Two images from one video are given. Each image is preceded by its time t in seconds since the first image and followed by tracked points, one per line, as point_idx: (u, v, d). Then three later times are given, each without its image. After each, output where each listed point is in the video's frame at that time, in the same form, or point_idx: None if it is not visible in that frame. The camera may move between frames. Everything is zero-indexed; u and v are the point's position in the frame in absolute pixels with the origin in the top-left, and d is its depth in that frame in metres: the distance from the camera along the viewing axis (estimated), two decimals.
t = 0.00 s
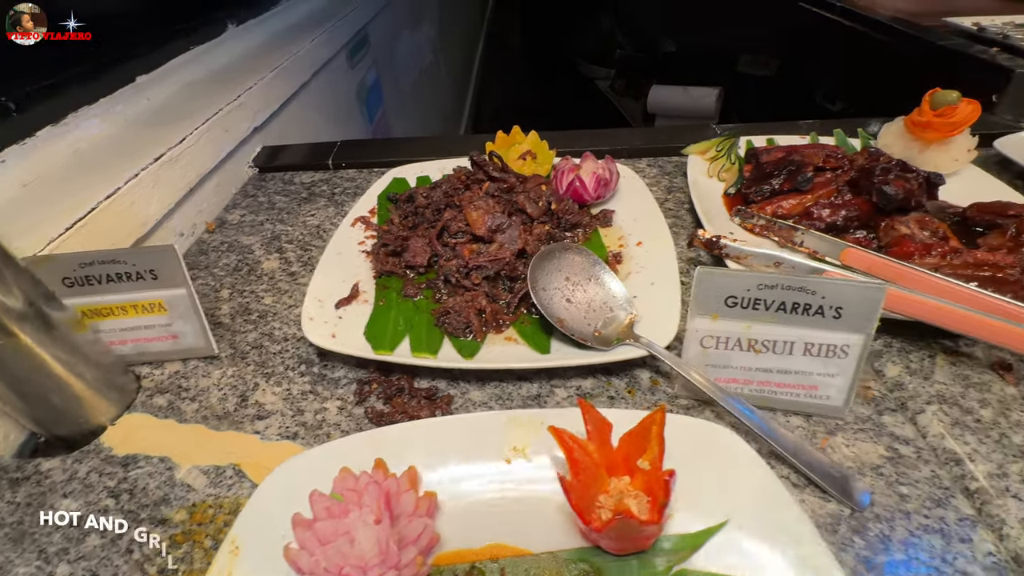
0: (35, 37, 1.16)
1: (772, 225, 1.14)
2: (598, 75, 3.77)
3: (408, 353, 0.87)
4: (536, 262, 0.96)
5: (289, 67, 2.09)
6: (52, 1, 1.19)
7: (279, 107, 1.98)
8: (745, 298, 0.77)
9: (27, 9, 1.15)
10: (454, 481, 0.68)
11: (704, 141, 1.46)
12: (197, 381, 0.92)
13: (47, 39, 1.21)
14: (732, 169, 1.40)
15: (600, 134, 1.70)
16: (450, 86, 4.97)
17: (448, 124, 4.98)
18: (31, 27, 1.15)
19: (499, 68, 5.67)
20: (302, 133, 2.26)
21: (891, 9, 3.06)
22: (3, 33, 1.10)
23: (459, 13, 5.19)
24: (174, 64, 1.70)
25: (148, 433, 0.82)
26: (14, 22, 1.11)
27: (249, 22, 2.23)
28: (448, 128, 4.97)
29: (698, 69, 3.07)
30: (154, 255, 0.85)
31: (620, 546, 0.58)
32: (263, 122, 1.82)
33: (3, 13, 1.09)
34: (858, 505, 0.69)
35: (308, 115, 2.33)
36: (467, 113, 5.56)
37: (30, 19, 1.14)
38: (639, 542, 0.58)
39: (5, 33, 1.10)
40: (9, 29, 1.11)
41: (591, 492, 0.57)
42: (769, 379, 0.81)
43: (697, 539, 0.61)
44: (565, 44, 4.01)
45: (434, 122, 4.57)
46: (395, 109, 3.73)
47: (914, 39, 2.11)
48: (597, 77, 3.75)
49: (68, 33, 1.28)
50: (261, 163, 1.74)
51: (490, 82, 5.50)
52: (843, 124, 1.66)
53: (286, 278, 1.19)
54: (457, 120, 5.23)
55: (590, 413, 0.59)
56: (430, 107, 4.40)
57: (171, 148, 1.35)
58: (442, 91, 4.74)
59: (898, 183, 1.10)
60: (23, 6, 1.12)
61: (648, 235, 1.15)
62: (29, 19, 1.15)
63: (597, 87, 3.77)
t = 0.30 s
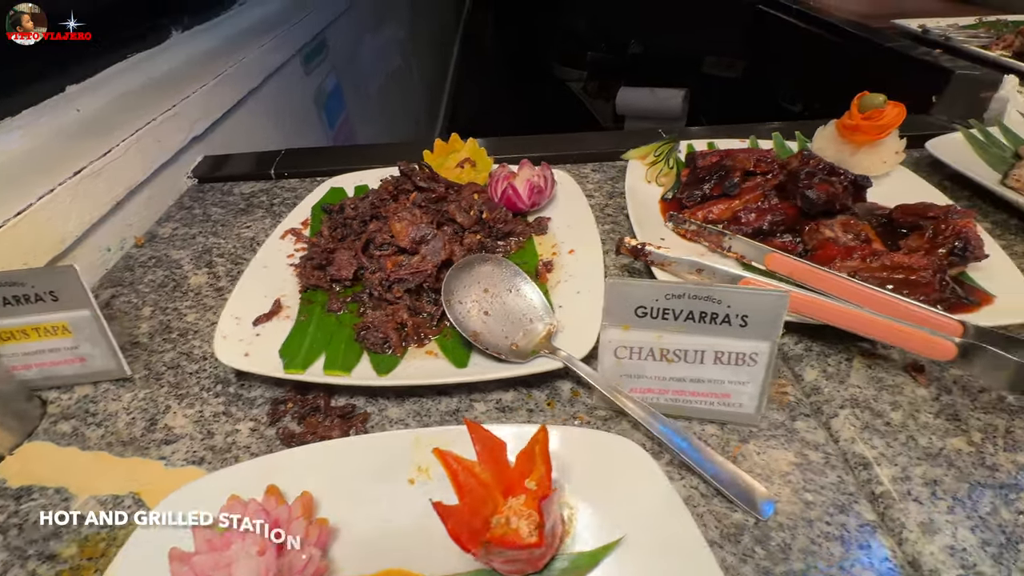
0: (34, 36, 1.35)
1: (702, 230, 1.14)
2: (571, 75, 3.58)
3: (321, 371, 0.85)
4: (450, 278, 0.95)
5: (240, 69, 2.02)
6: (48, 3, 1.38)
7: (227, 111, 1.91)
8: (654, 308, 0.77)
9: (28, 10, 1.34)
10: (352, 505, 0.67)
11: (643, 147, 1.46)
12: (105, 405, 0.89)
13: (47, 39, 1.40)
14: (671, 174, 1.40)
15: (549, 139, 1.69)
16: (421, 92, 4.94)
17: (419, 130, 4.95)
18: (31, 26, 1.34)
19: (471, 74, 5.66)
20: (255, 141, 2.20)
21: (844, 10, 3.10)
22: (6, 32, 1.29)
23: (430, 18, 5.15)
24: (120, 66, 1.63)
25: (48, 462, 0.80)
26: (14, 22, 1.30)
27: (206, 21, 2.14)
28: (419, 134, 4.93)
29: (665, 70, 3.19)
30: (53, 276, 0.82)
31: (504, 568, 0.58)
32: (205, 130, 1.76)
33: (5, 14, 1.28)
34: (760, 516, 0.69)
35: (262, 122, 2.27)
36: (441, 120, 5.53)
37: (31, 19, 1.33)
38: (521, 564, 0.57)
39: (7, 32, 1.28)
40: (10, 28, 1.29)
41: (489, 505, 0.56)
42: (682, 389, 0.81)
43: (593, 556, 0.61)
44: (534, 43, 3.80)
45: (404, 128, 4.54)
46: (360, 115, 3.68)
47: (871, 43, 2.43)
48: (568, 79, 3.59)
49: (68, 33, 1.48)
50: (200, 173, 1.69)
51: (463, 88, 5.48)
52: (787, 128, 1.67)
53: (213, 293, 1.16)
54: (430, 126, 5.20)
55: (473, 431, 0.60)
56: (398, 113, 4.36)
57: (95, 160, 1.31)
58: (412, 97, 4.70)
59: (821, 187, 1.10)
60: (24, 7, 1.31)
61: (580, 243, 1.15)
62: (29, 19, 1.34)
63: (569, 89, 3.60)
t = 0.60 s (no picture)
0: (33, 36, 1.35)
1: (640, 240, 1.13)
2: (548, 78, 3.90)
3: (238, 395, 0.83)
4: (372, 293, 0.93)
5: (193, 75, 1.96)
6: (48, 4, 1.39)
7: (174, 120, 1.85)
8: (570, 323, 0.77)
9: (28, 11, 1.34)
10: (255, 535, 0.65)
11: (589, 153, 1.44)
12: (17, 432, 0.87)
13: (47, 38, 1.41)
14: (618, 182, 1.38)
15: (503, 147, 1.68)
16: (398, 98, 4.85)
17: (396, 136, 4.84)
18: (30, 26, 1.34)
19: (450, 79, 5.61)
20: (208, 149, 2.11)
21: (807, 14, 3.13)
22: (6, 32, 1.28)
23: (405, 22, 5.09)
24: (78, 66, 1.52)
25: None
26: (14, 22, 1.29)
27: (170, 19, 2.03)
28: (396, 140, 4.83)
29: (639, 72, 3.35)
30: None
31: None
32: (149, 142, 1.70)
33: (5, 14, 1.28)
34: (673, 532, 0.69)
35: (217, 130, 2.18)
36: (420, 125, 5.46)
37: (30, 19, 1.33)
38: None
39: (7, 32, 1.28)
40: (11, 28, 1.29)
41: (387, 531, 0.55)
42: (603, 403, 0.81)
43: None
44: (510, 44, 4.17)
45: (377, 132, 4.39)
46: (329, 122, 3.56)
47: (825, 46, 2.45)
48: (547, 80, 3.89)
49: (69, 34, 1.50)
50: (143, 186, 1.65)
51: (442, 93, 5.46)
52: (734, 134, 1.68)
53: (144, 311, 1.13)
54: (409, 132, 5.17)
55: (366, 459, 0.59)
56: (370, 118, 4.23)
57: (25, 174, 1.27)
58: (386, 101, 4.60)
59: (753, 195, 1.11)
60: (23, 7, 1.31)
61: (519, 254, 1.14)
62: (29, 19, 1.34)
63: (547, 91, 3.93)
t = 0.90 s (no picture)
0: (33, 35, 1.54)
1: (584, 248, 1.12)
2: (529, 79, 3.72)
3: (154, 415, 0.81)
4: (297, 306, 0.90)
5: (150, 79, 1.90)
6: (47, 6, 1.58)
7: (126, 126, 1.78)
8: (492, 337, 0.75)
9: (28, 11, 1.53)
10: (157, 562, 0.63)
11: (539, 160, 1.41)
12: None
13: (47, 38, 1.61)
14: (570, 188, 1.34)
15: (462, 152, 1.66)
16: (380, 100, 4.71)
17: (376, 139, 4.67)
18: (30, 26, 1.53)
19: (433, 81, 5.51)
20: (165, 155, 2.01)
21: (780, 15, 3.14)
22: (7, 32, 1.47)
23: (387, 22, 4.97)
24: (20, 74, 1.48)
25: None
26: (14, 22, 1.48)
27: (131, 23, 1.99)
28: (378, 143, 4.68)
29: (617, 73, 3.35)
30: None
31: None
32: (96, 150, 1.65)
33: (6, 14, 1.46)
34: (590, 550, 0.68)
35: (179, 135, 2.08)
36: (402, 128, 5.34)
37: (30, 19, 1.52)
38: None
39: (8, 32, 1.47)
40: (11, 28, 1.48)
41: (291, 549, 0.55)
42: (529, 418, 0.79)
43: None
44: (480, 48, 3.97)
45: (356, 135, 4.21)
46: (304, 125, 3.39)
47: (797, 50, 2.47)
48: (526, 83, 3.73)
49: (68, 33, 1.69)
50: (90, 196, 1.61)
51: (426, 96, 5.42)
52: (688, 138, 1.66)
53: (76, 326, 1.10)
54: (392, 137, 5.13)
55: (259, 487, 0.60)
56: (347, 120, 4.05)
57: None
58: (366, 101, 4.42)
59: (695, 202, 1.10)
60: (23, 8, 1.50)
61: (460, 262, 1.10)
62: (29, 19, 1.53)
63: (529, 92, 3.76)
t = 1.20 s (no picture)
0: (33, 35, 1.54)
1: (534, 251, 1.09)
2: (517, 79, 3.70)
3: (70, 429, 0.78)
4: (221, 313, 0.87)
5: (113, 78, 1.75)
6: (49, 5, 1.55)
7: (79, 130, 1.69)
8: (417, 345, 0.73)
9: (28, 11, 1.52)
10: None
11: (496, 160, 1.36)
12: None
13: (48, 38, 1.58)
14: (528, 188, 1.30)
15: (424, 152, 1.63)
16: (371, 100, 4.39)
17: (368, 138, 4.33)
18: (31, 27, 1.53)
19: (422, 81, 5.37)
20: (129, 157, 1.90)
21: (759, 14, 3.12)
22: (7, 32, 1.47)
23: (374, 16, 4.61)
24: None
25: None
26: (14, 22, 1.48)
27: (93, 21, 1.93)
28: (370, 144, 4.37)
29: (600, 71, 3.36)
30: None
31: None
32: (48, 152, 1.61)
33: (5, 14, 1.46)
34: (509, 565, 0.67)
35: (143, 132, 1.93)
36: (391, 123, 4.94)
37: (30, 19, 1.51)
38: None
39: (7, 32, 1.47)
40: (11, 28, 1.48)
41: (181, 571, 0.57)
42: (459, 427, 0.77)
43: None
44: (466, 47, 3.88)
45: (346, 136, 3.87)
46: (286, 124, 3.00)
47: (772, 49, 2.45)
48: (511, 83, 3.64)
49: (69, 33, 1.65)
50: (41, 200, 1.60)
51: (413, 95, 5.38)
52: (651, 136, 1.61)
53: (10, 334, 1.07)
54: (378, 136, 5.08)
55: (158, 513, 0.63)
56: (332, 115, 3.64)
57: None
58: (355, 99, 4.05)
59: (644, 203, 1.07)
60: (23, 8, 1.49)
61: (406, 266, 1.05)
62: (29, 19, 1.52)
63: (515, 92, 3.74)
